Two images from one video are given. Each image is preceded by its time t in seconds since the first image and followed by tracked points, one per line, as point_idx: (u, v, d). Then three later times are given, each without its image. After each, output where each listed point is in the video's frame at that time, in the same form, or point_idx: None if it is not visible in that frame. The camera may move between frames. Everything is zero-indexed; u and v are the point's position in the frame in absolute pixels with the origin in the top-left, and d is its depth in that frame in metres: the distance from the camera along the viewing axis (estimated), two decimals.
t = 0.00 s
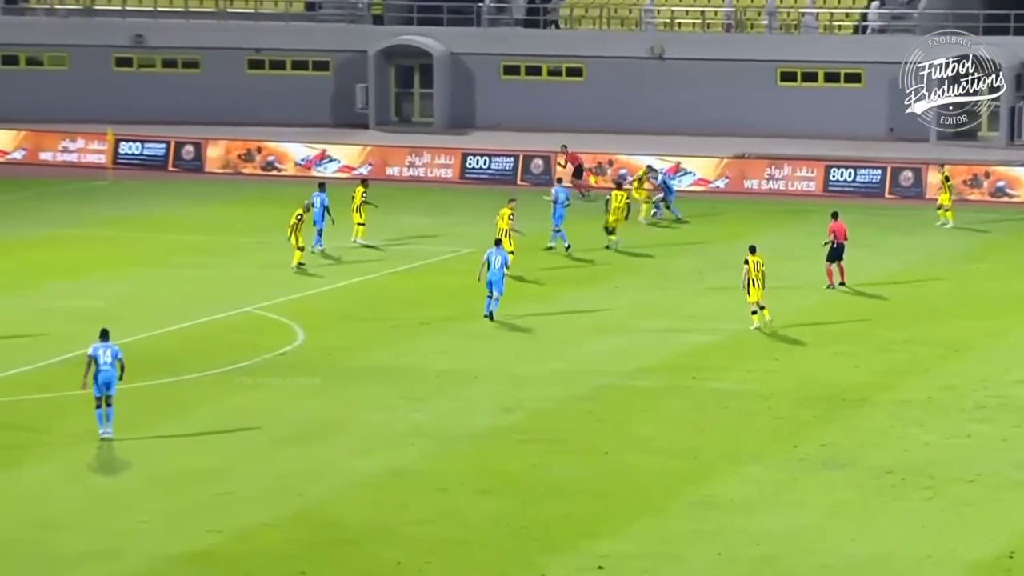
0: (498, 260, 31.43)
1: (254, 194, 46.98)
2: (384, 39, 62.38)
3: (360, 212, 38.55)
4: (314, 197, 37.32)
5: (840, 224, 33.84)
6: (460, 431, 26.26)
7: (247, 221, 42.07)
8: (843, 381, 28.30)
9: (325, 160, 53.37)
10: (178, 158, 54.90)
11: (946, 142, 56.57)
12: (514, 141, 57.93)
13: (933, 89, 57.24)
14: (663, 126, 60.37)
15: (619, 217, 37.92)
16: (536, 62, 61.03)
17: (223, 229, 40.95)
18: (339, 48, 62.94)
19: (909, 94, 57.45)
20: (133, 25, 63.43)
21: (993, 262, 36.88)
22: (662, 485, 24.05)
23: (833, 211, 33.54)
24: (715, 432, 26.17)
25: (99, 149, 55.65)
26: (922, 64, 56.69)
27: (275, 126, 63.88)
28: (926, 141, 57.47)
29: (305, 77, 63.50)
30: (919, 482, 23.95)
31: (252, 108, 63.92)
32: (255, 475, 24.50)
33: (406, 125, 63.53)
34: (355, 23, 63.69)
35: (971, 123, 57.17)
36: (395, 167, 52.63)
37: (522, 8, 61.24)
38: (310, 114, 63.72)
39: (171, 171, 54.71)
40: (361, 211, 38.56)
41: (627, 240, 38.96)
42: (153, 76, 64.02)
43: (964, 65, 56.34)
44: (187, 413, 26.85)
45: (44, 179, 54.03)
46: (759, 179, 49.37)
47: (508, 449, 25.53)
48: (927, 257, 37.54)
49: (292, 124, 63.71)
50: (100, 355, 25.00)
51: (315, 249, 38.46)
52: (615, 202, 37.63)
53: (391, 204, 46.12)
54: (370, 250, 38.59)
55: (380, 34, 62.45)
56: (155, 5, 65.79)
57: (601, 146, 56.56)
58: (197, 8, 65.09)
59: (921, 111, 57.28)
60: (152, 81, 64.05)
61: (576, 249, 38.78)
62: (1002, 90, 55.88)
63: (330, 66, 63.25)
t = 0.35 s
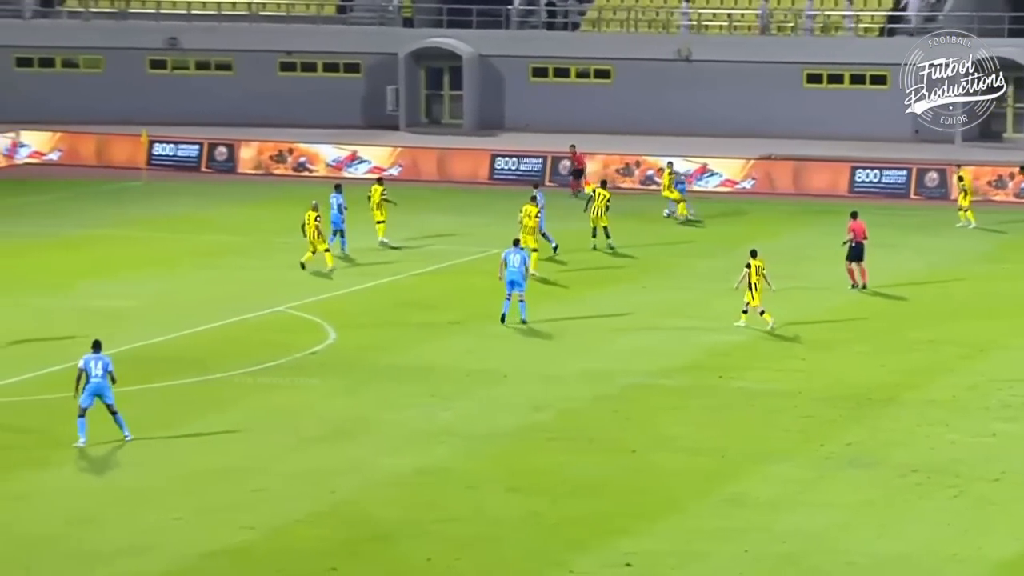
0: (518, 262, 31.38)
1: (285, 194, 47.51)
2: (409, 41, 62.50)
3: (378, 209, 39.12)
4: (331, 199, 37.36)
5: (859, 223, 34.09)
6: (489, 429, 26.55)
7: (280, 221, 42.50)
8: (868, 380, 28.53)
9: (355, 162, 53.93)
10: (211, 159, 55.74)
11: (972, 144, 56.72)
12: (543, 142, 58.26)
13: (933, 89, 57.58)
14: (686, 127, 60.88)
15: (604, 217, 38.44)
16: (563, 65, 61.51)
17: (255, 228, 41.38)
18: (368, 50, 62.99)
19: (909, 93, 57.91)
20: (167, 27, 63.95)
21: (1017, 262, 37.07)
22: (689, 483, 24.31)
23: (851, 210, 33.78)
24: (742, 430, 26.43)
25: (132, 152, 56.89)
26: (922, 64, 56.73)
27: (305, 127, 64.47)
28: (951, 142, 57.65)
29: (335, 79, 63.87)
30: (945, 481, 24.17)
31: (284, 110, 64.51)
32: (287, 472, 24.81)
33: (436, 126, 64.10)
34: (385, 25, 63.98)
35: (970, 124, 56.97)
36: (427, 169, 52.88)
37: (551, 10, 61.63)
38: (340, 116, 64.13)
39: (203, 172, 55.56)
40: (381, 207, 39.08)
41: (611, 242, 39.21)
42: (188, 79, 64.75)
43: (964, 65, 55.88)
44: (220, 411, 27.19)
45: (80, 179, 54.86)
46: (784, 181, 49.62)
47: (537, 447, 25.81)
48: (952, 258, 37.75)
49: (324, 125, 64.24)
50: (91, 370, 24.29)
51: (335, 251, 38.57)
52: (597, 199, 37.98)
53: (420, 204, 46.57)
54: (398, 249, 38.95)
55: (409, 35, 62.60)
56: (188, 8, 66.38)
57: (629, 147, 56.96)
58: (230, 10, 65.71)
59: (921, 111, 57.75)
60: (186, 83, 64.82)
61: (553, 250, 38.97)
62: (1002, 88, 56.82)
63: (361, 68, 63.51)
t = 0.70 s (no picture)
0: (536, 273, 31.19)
1: (327, 194, 48.10)
2: (453, 43, 63.04)
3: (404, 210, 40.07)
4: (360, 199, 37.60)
5: (885, 226, 34.20)
6: (530, 427, 26.88)
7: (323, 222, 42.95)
8: (905, 379, 28.76)
9: (399, 162, 54.26)
10: (258, 160, 56.58)
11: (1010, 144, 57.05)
12: (575, 143, 58.89)
13: (933, 90, 58.23)
14: (726, 129, 61.26)
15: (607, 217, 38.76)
16: (605, 67, 61.84)
17: (298, 229, 41.84)
18: (412, 53, 63.53)
19: (909, 94, 58.66)
20: (214, 30, 64.42)
21: None
22: (728, 481, 24.59)
23: (878, 213, 33.91)
24: (780, 428, 26.69)
25: (181, 152, 57.62)
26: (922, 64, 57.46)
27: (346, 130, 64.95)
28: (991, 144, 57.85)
29: (379, 81, 64.37)
30: (982, 480, 24.38)
31: (329, 111, 64.86)
32: (331, 469, 25.15)
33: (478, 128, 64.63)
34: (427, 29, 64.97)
35: (970, 123, 57.87)
36: (467, 169, 53.84)
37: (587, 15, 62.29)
38: (385, 116, 64.65)
39: (250, 173, 56.38)
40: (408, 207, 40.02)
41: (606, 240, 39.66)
42: (235, 80, 65.36)
43: (964, 65, 56.81)
44: (265, 409, 27.55)
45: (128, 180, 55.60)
46: (824, 181, 49.90)
47: (578, 445, 26.11)
48: (990, 258, 37.95)
49: (369, 126, 64.68)
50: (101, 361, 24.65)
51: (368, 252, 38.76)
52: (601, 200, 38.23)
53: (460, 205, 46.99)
54: (439, 249, 39.31)
55: (449, 38, 63.19)
56: (234, 11, 67.10)
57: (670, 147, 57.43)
58: (276, 14, 66.40)
59: (921, 111, 58.49)
60: (232, 85, 65.47)
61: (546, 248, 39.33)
62: (1002, 89, 57.09)
63: (404, 70, 64.04)
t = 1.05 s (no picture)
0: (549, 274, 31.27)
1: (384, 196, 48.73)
2: (512, 47, 63.75)
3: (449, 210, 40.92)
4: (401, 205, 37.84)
5: (917, 228, 34.37)
6: (586, 425, 27.19)
7: (381, 225, 43.44)
8: (957, 378, 29.01)
9: (459, 164, 55.24)
10: (320, 162, 57.11)
11: None
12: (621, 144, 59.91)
13: (933, 90, 59.85)
14: (782, 129, 61.84)
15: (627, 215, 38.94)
16: (660, 70, 62.49)
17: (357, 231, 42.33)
18: (474, 56, 64.24)
19: (909, 94, 60.05)
20: (278, 34, 65.19)
21: None
22: (782, 479, 24.88)
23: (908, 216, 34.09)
24: (834, 427, 26.98)
25: (246, 153, 58.56)
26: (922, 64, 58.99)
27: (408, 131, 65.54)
28: None
29: (440, 84, 65.07)
30: None
31: (382, 116, 65.59)
32: (391, 466, 25.54)
33: (536, 131, 65.13)
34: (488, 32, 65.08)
35: (969, 124, 59.19)
36: (526, 170, 54.52)
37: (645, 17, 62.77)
38: (443, 117, 65.36)
39: (314, 175, 57.01)
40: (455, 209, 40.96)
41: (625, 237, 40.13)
42: (300, 83, 65.99)
43: (963, 65, 58.22)
44: (326, 407, 27.98)
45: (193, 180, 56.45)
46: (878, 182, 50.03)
47: (634, 442, 26.45)
48: None
49: (428, 128, 65.43)
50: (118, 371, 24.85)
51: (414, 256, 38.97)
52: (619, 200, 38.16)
53: (515, 206, 47.56)
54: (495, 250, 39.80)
55: (512, 41, 63.78)
56: (298, 15, 67.87)
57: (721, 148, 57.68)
58: (338, 18, 66.78)
59: (921, 111, 59.98)
60: (295, 88, 66.15)
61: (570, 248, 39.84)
62: (1001, 89, 58.48)
63: (465, 73, 64.68)
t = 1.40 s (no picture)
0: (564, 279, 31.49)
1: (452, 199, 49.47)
2: (585, 51, 64.49)
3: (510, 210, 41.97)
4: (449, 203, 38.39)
5: (956, 226, 34.74)
6: (656, 422, 27.65)
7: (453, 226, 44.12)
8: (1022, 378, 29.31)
9: (529, 166, 56.07)
10: (393, 164, 58.34)
11: None
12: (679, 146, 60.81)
13: (933, 90, 60.97)
14: (840, 132, 62.45)
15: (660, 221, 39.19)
16: (726, 73, 63.14)
17: (429, 233, 42.99)
18: (543, 60, 65.02)
19: (909, 93, 61.18)
20: (353, 39, 66.02)
21: None
22: (848, 476, 25.26)
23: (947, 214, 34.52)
24: (900, 426, 27.33)
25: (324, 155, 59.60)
26: (922, 64, 60.19)
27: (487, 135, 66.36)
28: None
29: (511, 88, 65.87)
30: None
31: (451, 117, 66.37)
32: (465, 461, 26.04)
33: (605, 133, 65.90)
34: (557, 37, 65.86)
35: (969, 123, 60.47)
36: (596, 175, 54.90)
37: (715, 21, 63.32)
38: (514, 120, 66.22)
39: (386, 177, 58.19)
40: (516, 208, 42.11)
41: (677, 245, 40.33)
42: (371, 87, 66.79)
43: (964, 65, 59.33)
44: (401, 404, 28.54)
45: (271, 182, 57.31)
46: (941, 184, 50.45)
47: (702, 440, 26.88)
48: None
49: (500, 130, 66.28)
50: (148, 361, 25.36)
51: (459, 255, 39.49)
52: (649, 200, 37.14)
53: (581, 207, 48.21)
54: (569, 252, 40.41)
55: (580, 45, 64.56)
56: (373, 20, 68.37)
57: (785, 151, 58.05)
58: (414, 23, 68.01)
59: (921, 111, 61.21)
60: (369, 92, 66.90)
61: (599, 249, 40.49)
62: (1000, 91, 59.59)
63: (535, 76, 65.42)
